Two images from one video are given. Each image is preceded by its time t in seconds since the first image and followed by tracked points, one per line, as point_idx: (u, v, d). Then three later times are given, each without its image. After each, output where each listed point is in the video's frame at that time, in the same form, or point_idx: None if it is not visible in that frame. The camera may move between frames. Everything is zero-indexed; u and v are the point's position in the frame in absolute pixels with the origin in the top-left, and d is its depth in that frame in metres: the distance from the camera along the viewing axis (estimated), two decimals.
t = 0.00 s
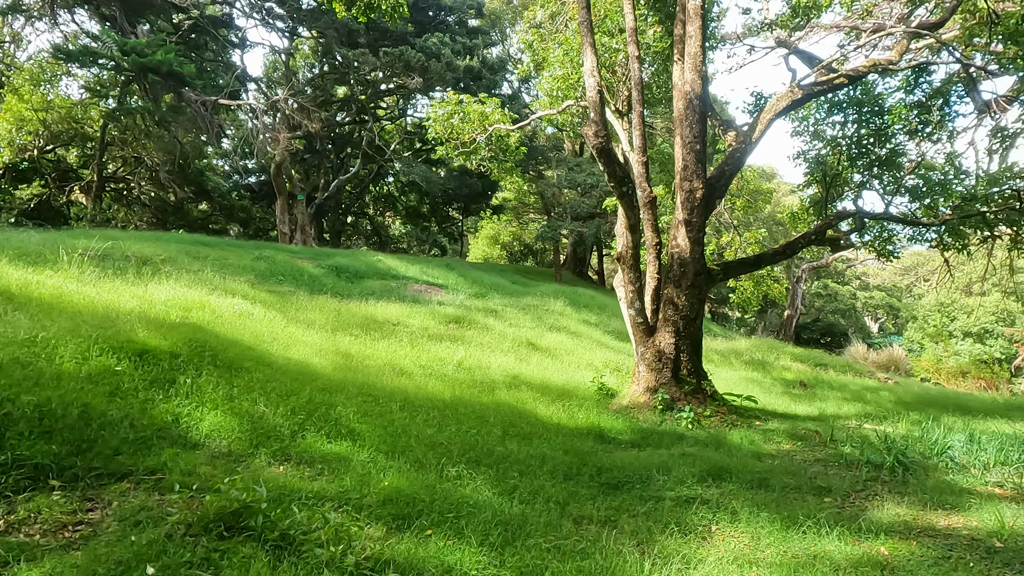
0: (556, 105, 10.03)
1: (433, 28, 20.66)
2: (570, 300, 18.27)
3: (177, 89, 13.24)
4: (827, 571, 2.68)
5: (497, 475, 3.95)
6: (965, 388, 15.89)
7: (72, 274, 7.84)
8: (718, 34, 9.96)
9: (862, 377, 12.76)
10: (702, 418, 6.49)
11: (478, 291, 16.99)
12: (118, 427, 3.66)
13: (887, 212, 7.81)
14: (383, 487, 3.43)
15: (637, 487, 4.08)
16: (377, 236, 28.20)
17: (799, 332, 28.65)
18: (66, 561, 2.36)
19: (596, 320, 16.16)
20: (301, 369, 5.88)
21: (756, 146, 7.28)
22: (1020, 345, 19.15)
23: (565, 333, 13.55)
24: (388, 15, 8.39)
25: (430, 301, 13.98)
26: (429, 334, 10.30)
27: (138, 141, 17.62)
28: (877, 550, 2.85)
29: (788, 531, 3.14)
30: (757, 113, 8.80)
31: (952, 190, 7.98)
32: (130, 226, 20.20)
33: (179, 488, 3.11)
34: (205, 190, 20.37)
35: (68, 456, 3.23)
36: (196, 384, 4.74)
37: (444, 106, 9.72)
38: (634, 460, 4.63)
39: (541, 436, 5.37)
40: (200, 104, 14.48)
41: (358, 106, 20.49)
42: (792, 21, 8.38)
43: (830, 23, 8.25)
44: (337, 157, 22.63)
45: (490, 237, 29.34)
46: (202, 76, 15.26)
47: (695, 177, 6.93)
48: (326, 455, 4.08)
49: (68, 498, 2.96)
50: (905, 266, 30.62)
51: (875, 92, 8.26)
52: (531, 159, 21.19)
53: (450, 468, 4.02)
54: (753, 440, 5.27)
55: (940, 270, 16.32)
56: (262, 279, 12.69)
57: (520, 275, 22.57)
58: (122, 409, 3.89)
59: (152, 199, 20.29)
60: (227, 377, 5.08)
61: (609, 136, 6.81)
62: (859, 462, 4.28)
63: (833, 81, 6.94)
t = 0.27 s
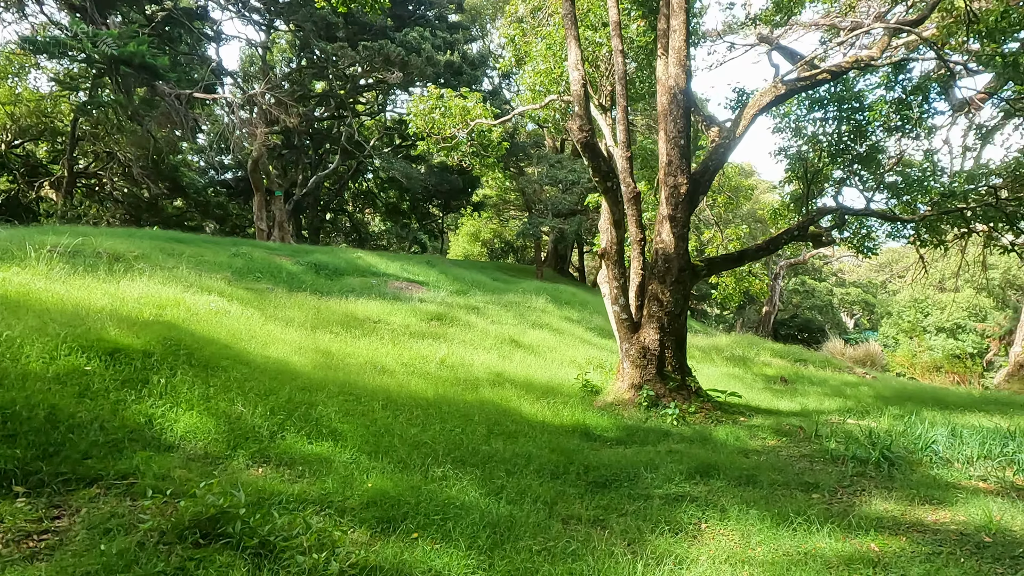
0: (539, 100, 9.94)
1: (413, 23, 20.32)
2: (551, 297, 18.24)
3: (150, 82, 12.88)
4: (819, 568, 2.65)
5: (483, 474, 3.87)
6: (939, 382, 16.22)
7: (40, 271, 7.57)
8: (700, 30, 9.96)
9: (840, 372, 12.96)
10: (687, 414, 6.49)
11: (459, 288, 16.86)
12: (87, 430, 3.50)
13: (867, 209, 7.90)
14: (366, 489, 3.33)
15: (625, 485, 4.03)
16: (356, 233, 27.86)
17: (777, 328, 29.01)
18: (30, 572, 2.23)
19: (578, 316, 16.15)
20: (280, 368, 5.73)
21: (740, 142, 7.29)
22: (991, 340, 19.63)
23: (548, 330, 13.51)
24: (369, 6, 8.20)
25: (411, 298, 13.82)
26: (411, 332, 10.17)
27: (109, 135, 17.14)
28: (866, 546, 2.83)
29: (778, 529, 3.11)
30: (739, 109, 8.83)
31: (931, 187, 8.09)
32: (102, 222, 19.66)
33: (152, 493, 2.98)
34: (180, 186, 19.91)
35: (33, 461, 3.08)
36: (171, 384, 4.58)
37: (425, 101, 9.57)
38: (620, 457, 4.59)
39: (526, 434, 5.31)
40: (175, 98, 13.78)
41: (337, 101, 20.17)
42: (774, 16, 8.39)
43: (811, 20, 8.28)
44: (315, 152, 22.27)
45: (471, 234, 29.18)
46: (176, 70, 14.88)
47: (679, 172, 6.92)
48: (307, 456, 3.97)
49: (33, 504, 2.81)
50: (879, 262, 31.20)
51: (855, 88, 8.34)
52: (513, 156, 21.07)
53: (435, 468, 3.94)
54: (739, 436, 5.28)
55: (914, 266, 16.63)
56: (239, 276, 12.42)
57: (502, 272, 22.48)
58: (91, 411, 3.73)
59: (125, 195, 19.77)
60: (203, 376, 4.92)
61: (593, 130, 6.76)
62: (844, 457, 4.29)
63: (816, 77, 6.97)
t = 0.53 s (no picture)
0: (521, 94, 9.87)
1: (392, 17, 20.07)
2: (533, 294, 18.19)
3: (122, 75, 12.51)
4: (811, 561, 2.63)
5: (470, 472, 3.80)
6: (912, 376, 16.56)
7: (5, 267, 7.28)
8: (682, 26, 9.94)
9: (819, 367, 13.14)
10: (672, 410, 6.49)
11: (440, 285, 16.72)
12: (54, 430, 3.36)
13: (848, 204, 7.99)
14: (350, 488, 3.24)
15: (613, 481, 3.99)
16: (335, 230, 27.49)
17: (755, 325, 29.38)
18: None
19: (560, 313, 16.14)
20: (259, 365, 5.59)
21: (723, 136, 7.31)
22: (963, 335, 20.10)
23: (530, 327, 13.47)
24: None
25: (392, 296, 13.65)
26: (392, 328, 10.04)
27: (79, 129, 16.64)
28: (855, 539, 2.83)
29: (768, 524, 3.09)
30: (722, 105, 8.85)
31: (909, 183, 8.21)
32: (72, 218, 19.12)
33: (124, 495, 2.85)
34: (154, 182, 19.43)
35: None
36: (145, 382, 4.42)
37: (405, 95, 9.40)
38: (608, 452, 4.55)
39: (511, 430, 5.25)
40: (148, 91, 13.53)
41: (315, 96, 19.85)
42: (756, 13, 8.39)
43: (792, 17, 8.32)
44: (293, 148, 21.89)
45: (452, 231, 29.03)
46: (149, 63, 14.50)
47: (664, 167, 6.92)
48: (289, 455, 3.86)
49: None
50: (854, 260, 31.74)
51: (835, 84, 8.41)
52: (494, 152, 20.93)
53: (420, 466, 3.86)
54: (725, 431, 5.30)
55: (889, 263, 16.94)
56: (215, 274, 12.15)
57: (483, 269, 22.39)
58: (60, 410, 3.57)
59: (97, 191, 19.23)
60: (178, 374, 4.76)
61: (578, 124, 6.71)
62: (829, 451, 4.32)
63: (799, 72, 7.00)
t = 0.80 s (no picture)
0: (504, 87, 9.76)
1: (373, 11, 19.52)
2: (516, 290, 18.12)
3: (94, 65, 12.13)
4: (805, 555, 2.60)
5: (458, 469, 3.72)
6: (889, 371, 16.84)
7: None
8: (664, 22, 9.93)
9: (799, 362, 13.28)
10: (659, 405, 6.47)
11: (423, 282, 16.56)
12: (21, 430, 3.20)
13: (830, 199, 8.05)
14: (334, 487, 3.15)
15: (603, 477, 3.94)
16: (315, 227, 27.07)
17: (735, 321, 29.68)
18: None
19: (543, 310, 16.08)
20: (238, 362, 5.44)
21: (708, 130, 7.30)
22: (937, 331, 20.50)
23: (513, 323, 13.39)
24: None
25: (373, 292, 13.47)
26: (374, 325, 9.89)
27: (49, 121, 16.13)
28: (849, 534, 2.80)
29: (762, 518, 3.06)
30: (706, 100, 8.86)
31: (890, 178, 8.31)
32: (42, 214, 18.56)
33: (96, 497, 2.72)
34: (128, 177, 18.95)
35: None
36: (119, 379, 4.27)
37: (387, 89, 9.24)
38: (596, 448, 4.50)
39: (498, 427, 5.16)
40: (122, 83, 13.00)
41: (294, 90, 19.46)
42: (739, 8, 8.38)
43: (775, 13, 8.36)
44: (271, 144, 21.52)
45: (433, 227, 28.80)
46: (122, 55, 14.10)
47: (650, 160, 6.89)
48: (270, 453, 3.74)
49: None
50: (831, 257, 32.19)
51: (817, 80, 8.47)
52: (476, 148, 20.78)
53: (406, 464, 3.77)
54: (712, 426, 5.30)
55: (866, 259, 17.19)
56: (192, 270, 11.86)
57: (464, 266, 22.24)
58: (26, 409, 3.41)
59: (68, 186, 18.70)
60: (154, 371, 4.60)
61: (563, 116, 6.64)
62: (817, 444, 4.32)
63: (783, 66, 7.03)
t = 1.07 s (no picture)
0: (489, 80, 9.58)
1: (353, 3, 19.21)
2: (500, 286, 18.02)
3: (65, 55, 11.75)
4: (803, 550, 2.55)
5: (446, 466, 3.64)
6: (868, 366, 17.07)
7: None
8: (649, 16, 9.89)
9: (782, 358, 13.37)
10: (646, 400, 6.44)
11: (405, 278, 16.38)
12: None
13: (814, 192, 8.05)
14: (319, 486, 3.05)
15: (593, 473, 3.88)
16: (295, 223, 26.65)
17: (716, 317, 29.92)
18: None
19: (526, 306, 16.01)
20: (217, 358, 5.28)
21: (695, 124, 7.28)
22: (914, 326, 20.86)
23: (497, 319, 13.30)
24: None
25: (355, 288, 13.28)
26: (357, 320, 9.73)
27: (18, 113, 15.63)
28: (845, 527, 2.77)
29: (757, 513, 3.02)
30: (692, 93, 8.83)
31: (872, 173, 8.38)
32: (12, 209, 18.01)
33: (66, 499, 2.58)
34: (102, 172, 18.46)
35: None
36: (91, 375, 4.11)
37: (369, 81, 8.99)
38: (585, 443, 4.44)
39: (485, 423, 5.08)
40: (94, 75, 12.62)
41: (273, 84, 19.07)
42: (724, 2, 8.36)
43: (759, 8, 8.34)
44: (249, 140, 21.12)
45: (415, 223, 28.54)
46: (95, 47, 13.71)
47: (636, 154, 6.85)
48: (252, 451, 3.62)
49: None
50: (810, 253, 32.60)
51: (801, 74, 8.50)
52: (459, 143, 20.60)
53: (393, 462, 3.67)
54: (700, 421, 5.29)
55: (845, 255, 17.41)
56: (168, 266, 11.57)
57: (447, 262, 22.08)
58: None
59: (39, 181, 18.18)
60: (128, 367, 4.44)
61: (550, 108, 6.56)
62: (807, 438, 4.31)
63: (771, 59, 7.02)
